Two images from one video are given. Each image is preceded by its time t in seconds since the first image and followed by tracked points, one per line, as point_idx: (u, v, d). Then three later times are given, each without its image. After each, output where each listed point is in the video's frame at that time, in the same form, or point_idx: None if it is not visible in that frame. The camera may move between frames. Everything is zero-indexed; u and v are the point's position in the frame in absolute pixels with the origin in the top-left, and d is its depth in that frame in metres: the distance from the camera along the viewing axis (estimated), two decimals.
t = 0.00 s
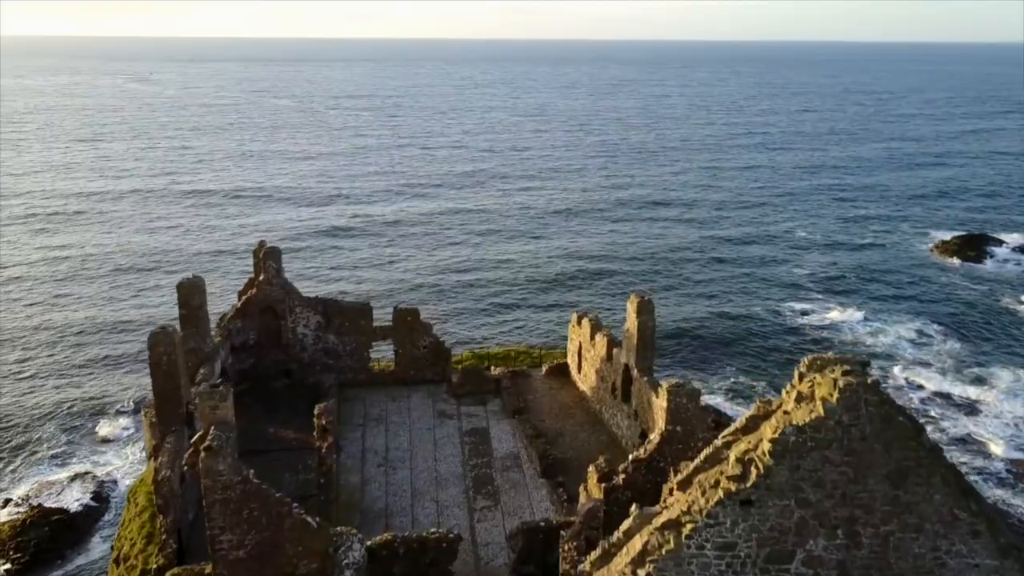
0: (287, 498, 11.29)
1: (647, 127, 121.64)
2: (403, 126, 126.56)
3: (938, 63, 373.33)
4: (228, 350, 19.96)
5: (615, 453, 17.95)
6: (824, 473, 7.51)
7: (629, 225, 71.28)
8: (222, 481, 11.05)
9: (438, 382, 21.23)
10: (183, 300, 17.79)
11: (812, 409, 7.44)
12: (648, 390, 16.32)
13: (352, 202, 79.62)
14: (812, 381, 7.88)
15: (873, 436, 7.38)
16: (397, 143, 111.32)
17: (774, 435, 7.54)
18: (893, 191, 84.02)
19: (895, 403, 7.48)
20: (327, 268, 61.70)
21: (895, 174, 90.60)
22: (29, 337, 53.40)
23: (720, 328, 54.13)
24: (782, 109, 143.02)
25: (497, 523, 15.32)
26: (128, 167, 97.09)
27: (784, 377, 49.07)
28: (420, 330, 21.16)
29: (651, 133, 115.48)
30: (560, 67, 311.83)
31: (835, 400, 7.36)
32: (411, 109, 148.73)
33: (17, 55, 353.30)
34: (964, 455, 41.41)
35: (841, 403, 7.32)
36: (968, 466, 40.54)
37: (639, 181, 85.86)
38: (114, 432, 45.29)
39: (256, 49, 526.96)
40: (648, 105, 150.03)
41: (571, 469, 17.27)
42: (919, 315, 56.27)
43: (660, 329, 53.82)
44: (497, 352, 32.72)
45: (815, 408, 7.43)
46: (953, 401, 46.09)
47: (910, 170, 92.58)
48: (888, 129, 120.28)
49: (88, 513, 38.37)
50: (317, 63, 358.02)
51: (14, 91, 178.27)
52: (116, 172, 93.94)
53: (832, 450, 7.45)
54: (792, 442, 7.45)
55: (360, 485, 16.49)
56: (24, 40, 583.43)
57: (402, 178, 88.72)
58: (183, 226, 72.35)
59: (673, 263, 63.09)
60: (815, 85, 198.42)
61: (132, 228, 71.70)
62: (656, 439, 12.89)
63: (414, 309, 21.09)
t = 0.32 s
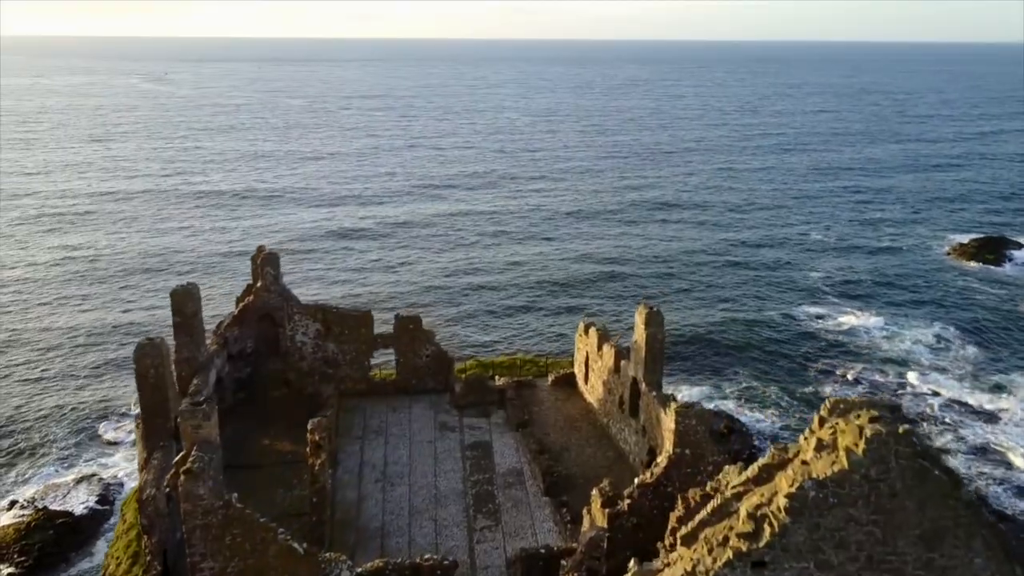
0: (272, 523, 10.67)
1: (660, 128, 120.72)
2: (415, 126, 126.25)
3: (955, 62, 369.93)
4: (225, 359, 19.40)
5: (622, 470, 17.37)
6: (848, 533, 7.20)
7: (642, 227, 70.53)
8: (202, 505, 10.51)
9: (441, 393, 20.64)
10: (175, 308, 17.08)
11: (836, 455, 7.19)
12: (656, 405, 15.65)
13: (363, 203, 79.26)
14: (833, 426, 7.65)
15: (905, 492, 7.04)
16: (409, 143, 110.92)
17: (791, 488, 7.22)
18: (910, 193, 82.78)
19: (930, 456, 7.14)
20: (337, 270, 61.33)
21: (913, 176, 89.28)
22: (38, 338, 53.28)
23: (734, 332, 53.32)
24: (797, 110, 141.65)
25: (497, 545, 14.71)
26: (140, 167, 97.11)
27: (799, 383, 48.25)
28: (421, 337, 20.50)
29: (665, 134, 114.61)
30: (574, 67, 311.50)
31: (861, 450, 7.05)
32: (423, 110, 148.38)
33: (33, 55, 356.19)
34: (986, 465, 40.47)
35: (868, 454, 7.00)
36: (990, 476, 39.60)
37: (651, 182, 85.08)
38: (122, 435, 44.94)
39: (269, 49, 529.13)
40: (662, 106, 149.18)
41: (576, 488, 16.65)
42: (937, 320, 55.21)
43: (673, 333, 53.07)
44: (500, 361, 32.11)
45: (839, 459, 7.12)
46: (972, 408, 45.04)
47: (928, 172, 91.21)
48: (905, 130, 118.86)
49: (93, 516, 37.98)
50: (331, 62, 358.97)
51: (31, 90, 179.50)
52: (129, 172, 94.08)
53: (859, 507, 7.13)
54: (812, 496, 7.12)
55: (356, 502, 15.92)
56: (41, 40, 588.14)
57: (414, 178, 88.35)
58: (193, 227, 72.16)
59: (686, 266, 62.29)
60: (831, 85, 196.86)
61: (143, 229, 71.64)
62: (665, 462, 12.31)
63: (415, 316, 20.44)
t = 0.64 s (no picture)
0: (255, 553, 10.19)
1: (673, 129, 119.83)
2: (428, 127, 125.96)
3: (974, 62, 366.15)
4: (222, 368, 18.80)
5: (629, 487, 16.77)
6: None
7: (655, 230, 69.75)
8: (181, 533, 10.02)
9: (442, 404, 20.12)
10: (169, 316, 16.74)
11: (867, 521, 6.99)
12: (665, 423, 15.01)
13: (374, 204, 78.94)
14: (865, 486, 7.47)
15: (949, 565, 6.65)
16: (421, 144, 110.57)
17: (817, 557, 7.00)
18: (927, 195, 81.55)
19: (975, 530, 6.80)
20: (348, 272, 60.97)
21: (930, 179, 87.95)
22: (49, 338, 53.21)
23: (748, 337, 52.51)
24: (813, 111, 140.32)
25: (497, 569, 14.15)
26: (153, 167, 97.24)
27: (814, 389, 47.49)
28: (423, 346, 20.00)
29: (679, 135, 113.73)
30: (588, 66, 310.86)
31: (895, 518, 6.79)
32: (436, 111, 148.09)
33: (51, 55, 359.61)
34: (1005, 476, 39.53)
35: (902, 523, 6.73)
36: (1009, 488, 38.69)
37: (665, 184, 84.26)
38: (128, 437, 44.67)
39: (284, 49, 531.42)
40: (676, 106, 148.27)
41: (581, 507, 15.98)
42: (955, 325, 54.13)
43: (686, 338, 52.29)
44: (506, 369, 31.44)
45: (871, 527, 6.88)
46: (991, 417, 44.04)
47: (946, 174, 89.86)
48: (922, 132, 117.38)
49: (97, 520, 37.58)
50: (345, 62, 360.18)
51: (48, 90, 180.98)
52: (142, 172, 94.27)
53: None
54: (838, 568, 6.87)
55: (352, 521, 15.39)
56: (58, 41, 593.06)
57: (426, 180, 87.96)
58: (204, 228, 72.04)
59: (699, 269, 61.48)
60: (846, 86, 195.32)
61: (154, 230, 71.59)
62: (673, 490, 12.45)
63: (417, 323, 19.90)
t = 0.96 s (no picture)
0: None
1: (687, 130, 118.81)
2: (440, 128, 125.54)
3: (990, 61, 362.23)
4: (218, 378, 18.23)
5: (637, 506, 16.09)
6: None
7: (668, 233, 68.89)
8: (154, 564, 10.77)
9: (446, 415, 19.54)
10: (160, 326, 16.07)
11: None
12: (676, 443, 14.33)
13: (385, 206, 78.53)
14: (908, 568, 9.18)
15: None
16: (433, 145, 110.16)
17: None
18: (945, 198, 80.25)
19: None
20: (358, 275, 60.49)
21: (949, 181, 86.56)
22: (60, 338, 53.08)
23: (762, 343, 51.62)
24: (829, 112, 138.85)
25: None
26: (166, 168, 97.28)
27: (828, 395, 46.63)
28: (424, 356, 19.44)
29: (693, 136, 112.79)
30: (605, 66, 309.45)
31: None
32: (448, 111, 147.74)
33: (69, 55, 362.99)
34: None
35: None
36: None
37: (679, 186, 83.40)
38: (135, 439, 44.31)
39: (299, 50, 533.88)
40: (691, 107, 147.20)
41: (587, 528, 15.37)
42: (974, 330, 53.15)
43: (699, 343, 51.47)
44: (511, 379, 30.77)
45: None
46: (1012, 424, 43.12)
47: (965, 176, 88.46)
48: (941, 133, 115.67)
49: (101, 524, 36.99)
50: (361, 61, 361.15)
51: (65, 90, 182.27)
52: (154, 173, 94.31)
53: None
54: None
55: (347, 541, 14.91)
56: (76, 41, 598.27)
57: (438, 181, 87.49)
58: (215, 229, 71.87)
59: (713, 273, 60.62)
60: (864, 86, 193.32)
61: (165, 231, 71.47)
62: (681, 519, 12.77)
63: (419, 333, 19.34)
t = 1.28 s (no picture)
0: None
1: (702, 131, 117.71)
2: (453, 129, 124.99)
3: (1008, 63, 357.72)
4: (214, 388, 18.42)
5: (645, 527, 16.26)
6: None
7: (682, 235, 68.01)
8: None
9: (446, 427, 19.84)
10: (150, 335, 15.85)
11: None
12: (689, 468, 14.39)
13: (397, 208, 78.02)
14: None
15: None
16: (445, 146, 109.57)
17: None
18: (965, 201, 78.83)
19: None
20: (369, 277, 59.99)
21: (969, 184, 85.11)
22: (70, 339, 52.89)
23: (777, 349, 50.72)
24: (846, 113, 137.23)
25: None
26: (179, 169, 97.21)
27: (843, 401, 45.77)
28: (427, 368, 19.61)
29: (709, 137, 111.69)
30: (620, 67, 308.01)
31: None
32: (461, 112, 147.25)
33: (87, 56, 366.22)
34: None
35: None
36: None
37: (693, 188, 82.49)
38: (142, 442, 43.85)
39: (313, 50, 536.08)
40: (706, 108, 146.03)
41: (590, 551, 15.75)
42: (994, 336, 51.98)
43: (714, 347, 50.60)
44: (518, 389, 30.32)
45: None
46: None
47: (985, 179, 86.96)
48: (960, 135, 113.86)
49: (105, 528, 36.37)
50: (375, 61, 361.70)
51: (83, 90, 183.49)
52: (167, 174, 94.25)
53: None
54: None
55: (342, 563, 15.45)
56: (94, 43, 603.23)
57: (451, 182, 86.91)
58: (226, 231, 71.57)
59: (727, 277, 59.72)
60: (882, 86, 191.33)
61: (176, 232, 71.21)
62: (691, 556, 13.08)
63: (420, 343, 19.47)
